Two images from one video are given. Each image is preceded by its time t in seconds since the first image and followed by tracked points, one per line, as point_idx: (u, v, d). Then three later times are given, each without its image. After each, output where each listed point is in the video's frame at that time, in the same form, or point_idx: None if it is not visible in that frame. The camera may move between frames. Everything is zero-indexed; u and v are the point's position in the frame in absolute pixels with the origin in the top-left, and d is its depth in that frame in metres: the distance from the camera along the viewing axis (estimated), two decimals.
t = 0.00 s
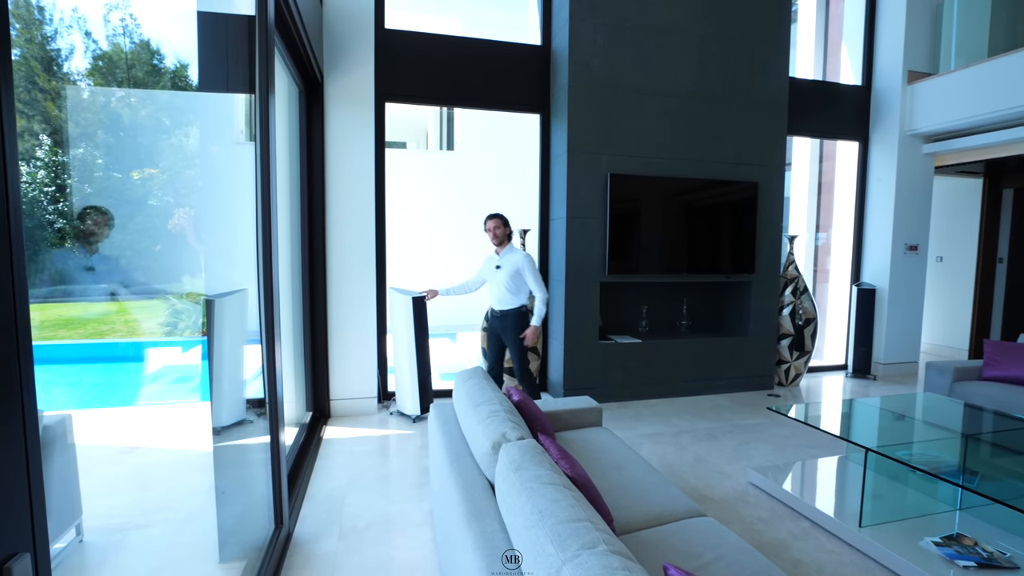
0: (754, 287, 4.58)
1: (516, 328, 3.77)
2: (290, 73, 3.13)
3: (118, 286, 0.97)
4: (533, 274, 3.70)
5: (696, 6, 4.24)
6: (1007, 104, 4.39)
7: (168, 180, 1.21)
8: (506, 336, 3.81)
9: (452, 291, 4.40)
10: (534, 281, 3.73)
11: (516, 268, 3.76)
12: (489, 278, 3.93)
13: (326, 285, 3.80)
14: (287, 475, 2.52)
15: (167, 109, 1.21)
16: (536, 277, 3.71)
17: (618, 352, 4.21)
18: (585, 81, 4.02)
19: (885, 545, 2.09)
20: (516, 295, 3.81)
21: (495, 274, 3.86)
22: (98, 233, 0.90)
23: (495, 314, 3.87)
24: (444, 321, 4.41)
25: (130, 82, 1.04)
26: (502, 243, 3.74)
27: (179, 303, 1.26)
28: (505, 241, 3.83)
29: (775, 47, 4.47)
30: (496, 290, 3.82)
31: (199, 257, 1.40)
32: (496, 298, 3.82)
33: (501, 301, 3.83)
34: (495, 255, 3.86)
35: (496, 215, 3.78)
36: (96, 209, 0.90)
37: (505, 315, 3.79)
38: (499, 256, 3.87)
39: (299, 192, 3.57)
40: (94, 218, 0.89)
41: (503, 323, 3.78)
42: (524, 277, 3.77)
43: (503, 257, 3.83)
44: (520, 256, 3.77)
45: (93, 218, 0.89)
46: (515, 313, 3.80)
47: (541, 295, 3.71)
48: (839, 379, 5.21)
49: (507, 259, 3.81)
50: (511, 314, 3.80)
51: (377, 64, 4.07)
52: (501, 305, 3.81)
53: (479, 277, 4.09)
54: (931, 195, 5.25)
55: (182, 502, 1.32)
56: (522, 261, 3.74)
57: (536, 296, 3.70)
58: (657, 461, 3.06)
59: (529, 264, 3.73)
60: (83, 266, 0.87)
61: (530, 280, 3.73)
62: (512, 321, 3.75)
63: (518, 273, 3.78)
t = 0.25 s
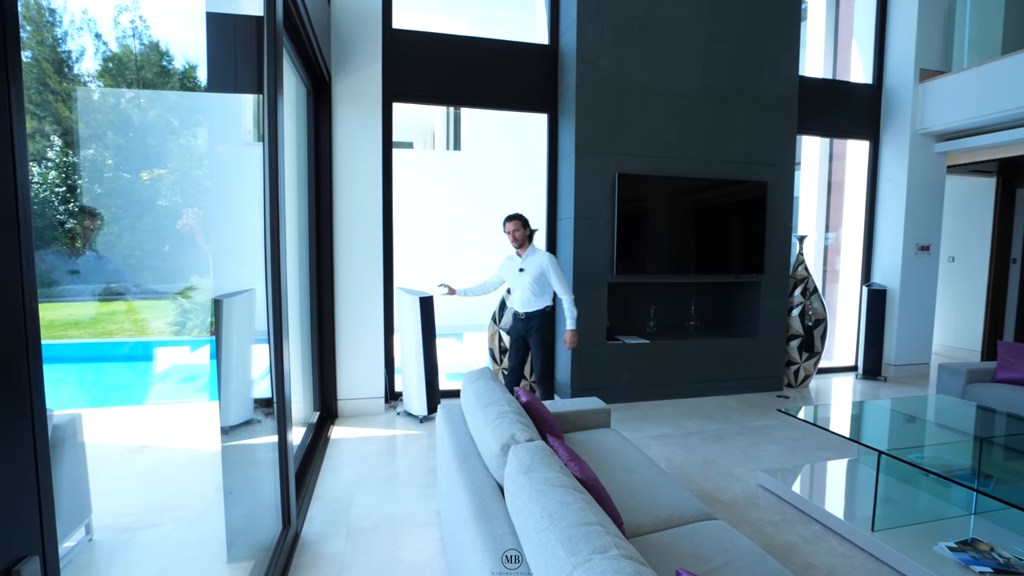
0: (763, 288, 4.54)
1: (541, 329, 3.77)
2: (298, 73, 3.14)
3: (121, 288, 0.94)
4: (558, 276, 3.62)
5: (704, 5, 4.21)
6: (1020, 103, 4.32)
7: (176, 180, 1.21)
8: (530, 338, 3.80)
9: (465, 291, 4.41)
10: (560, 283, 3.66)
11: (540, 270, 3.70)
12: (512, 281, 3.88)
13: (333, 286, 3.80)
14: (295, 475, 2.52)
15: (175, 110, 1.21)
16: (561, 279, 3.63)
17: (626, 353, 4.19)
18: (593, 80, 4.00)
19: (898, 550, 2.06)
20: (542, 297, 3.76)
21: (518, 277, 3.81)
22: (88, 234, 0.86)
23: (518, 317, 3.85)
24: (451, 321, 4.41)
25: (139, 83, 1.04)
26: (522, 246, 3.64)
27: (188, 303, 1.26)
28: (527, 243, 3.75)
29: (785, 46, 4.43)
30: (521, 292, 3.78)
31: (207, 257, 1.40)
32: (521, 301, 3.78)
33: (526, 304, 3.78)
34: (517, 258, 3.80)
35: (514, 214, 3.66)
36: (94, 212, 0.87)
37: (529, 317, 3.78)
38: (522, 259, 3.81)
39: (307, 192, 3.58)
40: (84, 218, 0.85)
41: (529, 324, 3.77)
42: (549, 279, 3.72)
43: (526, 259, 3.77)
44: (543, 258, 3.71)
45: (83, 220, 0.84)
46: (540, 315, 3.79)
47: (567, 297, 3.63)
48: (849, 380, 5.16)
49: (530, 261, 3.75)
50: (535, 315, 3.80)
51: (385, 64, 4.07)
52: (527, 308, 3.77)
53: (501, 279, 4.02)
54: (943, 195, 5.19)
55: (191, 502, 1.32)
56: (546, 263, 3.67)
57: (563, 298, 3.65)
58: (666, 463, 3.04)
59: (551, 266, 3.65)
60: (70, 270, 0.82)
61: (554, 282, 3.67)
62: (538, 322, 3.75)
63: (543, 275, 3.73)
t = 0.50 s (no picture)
0: (771, 288, 4.52)
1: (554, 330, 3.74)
2: (305, 74, 3.15)
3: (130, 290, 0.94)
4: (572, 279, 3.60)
5: (711, 4, 4.19)
6: None
7: (184, 181, 1.21)
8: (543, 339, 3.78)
9: (473, 292, 4.41)
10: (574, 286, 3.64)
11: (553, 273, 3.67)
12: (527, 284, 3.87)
13: (339, 286, 3.81)
14: (302, 475, 2.53)
15: (182, 111, 1.22)
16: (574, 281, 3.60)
17: (632, 354, 4.18)
18: (599, 80, 3.99)
19: (909, 553, 2.04)
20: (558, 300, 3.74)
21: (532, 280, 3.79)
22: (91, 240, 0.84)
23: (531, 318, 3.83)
24: (457, 322, 4.41)
25: (148, 85, 1.04)
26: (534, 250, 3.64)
27: (195, 303, 1.27)
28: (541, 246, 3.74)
29: (793, 45, 4.41)
30: (535, 295, 3.77)
31: (215, 257, 1.41)
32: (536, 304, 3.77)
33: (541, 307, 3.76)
34: (532, 261, 3.78)
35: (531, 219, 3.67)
36: (97, 219, 0.85)
37: (543, 317, 3.75)
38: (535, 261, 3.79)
39: (314, 193, 3.60)
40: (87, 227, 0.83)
41: (542, 324, 3.74)
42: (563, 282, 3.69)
43: (540, 262, 3.74)
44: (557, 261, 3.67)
45: (85, 224, 0.83)
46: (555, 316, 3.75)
47: (583, 299, 3.62)
48: (858, 382, 5.12)
49: (544, 264, 3.72)
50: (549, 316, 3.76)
51: (391, 65, 4.08)
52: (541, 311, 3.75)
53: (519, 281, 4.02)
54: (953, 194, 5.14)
55: (200, 501, 1.33)
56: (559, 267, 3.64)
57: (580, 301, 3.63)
58: (673, 464, 3.03)
59: (564, 268, 3.63)
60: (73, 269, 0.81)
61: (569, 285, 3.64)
62: (551, 322, 3.72)
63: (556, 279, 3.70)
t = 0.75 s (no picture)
0: (777, 289, 4.50)
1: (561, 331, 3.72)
2: (312, 75, 3.15)
3: (139, 291, 0.93)
4: (576, 282, 3.53)
5: (717, 4, 4.18)
6: None
7: (190, 181, 1.21)
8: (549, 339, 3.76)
9: (478, 292, 4.42)
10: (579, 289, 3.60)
11: (561, 275, 3.65)
12: (536, 283, 3.88)
13: (345, 286, 3.83)
14: (309, 475, 2.55)
15: (188, 112, 1.22)
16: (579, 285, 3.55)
17: (638, 355, 4.18)
18: (605, 80, 3.99)
19: (917, 556, 2.03)
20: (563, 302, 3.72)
21: (541, 280, 3.79)
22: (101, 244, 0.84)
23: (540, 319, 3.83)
24: (462, 322, 4.42)
25: (155, 86, 1.03)
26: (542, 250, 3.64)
27: (202, 304, 1.27)
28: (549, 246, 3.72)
29: (800, 44, 4.39)
30: (544, 295, 3.76)
31: (221, 257, 1.41)
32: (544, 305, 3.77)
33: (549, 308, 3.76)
34: (541, 261, 3.77)
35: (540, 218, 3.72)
36: (109, 225, 0.85)
37: (550, 317, 3.74)
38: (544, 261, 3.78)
39: (320, 193, 3.61)
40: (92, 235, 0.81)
41: (549, 325, 3.73)
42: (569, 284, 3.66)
43: (549, 263, 3.72)
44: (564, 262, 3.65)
45: (89, 227, 0.81)
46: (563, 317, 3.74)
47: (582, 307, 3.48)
48: (865, 383, 5.09)
49: (551, 265, 3.70)
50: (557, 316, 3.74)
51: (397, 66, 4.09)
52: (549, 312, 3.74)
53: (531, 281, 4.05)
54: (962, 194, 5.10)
55: (208, 501, 1.34)
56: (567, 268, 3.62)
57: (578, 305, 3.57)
58: (679, 465, 3.02)
59: (571, 270, 3.57)
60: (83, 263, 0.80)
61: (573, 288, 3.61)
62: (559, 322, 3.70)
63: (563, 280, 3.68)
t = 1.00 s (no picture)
0: (782, 289, 4.48)
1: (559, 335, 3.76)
2: (317, 76, 3.17)
3: (146, 290, 0.95)
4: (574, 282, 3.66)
5: (722, 4, 4.17)
6: None
7: (196, 182, 1.21)
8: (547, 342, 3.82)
9: (482, 293, 4.43)
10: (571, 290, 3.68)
11: (558, 275, 3.73)
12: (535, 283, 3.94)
13: (350, 286, 3.84)
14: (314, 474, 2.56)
15: (194, 113, 1.22)
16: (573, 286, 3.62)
17: (642, 355, 4.17)
18: (609, 81, 3.99)
19: (923, 558, 2.02)
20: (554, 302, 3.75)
21: (539, 280, 3.86)
22: (115, 245, 0.86)
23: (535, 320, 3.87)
24: (467, 323, 4.43)
25: (161, 88, 1.03)
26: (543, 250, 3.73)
27: (207, 304, 1.27)
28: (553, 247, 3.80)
29: (805, 44, 4.37)
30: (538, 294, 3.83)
31: (226, 257, 1.42)
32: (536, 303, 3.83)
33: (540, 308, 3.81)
34: (542, 261, 3.86)
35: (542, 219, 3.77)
36: (115, 223, 0.86)
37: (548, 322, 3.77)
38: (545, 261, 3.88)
39: (325, 194, 3.63)
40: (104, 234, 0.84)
41: (547, 329, 3.77)
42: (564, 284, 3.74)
43: (549, 263, 3.81)
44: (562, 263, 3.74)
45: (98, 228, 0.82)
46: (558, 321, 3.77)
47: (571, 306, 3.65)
48: (870, 384, 5.07)
49: (552, 265, 3.79)
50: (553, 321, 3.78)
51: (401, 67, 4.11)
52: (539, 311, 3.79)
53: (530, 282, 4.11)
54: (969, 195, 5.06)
55: (215, 500, 1.35)
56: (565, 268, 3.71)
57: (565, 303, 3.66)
58: (684, 466, 3.02)
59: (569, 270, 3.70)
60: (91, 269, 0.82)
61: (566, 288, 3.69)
62: (556, 328, 3.73)
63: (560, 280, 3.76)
